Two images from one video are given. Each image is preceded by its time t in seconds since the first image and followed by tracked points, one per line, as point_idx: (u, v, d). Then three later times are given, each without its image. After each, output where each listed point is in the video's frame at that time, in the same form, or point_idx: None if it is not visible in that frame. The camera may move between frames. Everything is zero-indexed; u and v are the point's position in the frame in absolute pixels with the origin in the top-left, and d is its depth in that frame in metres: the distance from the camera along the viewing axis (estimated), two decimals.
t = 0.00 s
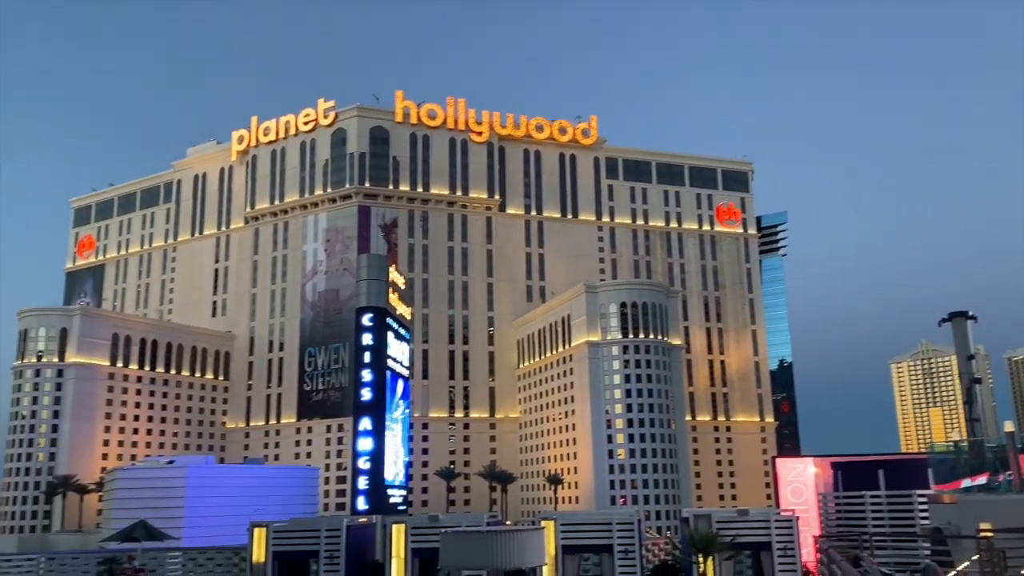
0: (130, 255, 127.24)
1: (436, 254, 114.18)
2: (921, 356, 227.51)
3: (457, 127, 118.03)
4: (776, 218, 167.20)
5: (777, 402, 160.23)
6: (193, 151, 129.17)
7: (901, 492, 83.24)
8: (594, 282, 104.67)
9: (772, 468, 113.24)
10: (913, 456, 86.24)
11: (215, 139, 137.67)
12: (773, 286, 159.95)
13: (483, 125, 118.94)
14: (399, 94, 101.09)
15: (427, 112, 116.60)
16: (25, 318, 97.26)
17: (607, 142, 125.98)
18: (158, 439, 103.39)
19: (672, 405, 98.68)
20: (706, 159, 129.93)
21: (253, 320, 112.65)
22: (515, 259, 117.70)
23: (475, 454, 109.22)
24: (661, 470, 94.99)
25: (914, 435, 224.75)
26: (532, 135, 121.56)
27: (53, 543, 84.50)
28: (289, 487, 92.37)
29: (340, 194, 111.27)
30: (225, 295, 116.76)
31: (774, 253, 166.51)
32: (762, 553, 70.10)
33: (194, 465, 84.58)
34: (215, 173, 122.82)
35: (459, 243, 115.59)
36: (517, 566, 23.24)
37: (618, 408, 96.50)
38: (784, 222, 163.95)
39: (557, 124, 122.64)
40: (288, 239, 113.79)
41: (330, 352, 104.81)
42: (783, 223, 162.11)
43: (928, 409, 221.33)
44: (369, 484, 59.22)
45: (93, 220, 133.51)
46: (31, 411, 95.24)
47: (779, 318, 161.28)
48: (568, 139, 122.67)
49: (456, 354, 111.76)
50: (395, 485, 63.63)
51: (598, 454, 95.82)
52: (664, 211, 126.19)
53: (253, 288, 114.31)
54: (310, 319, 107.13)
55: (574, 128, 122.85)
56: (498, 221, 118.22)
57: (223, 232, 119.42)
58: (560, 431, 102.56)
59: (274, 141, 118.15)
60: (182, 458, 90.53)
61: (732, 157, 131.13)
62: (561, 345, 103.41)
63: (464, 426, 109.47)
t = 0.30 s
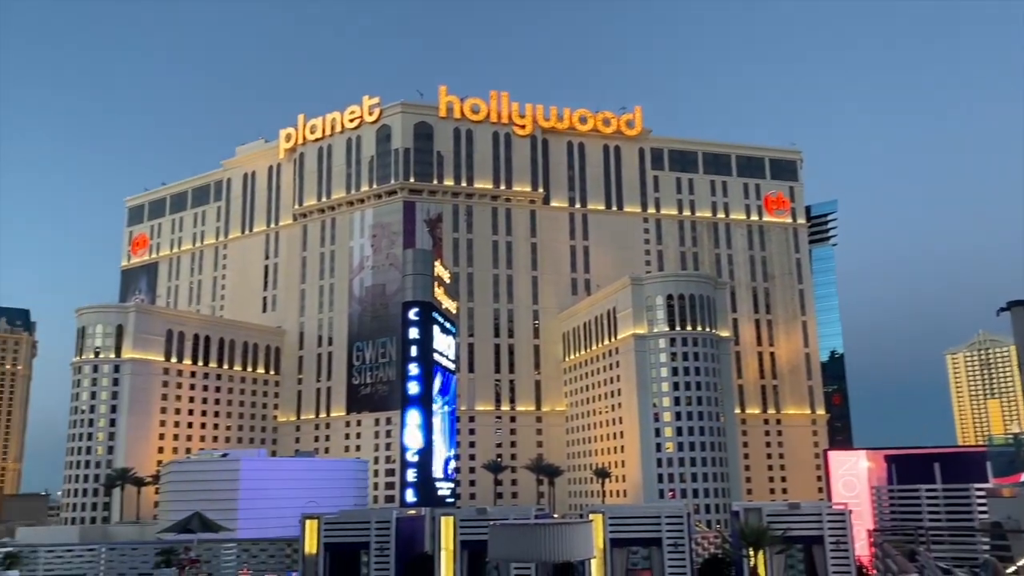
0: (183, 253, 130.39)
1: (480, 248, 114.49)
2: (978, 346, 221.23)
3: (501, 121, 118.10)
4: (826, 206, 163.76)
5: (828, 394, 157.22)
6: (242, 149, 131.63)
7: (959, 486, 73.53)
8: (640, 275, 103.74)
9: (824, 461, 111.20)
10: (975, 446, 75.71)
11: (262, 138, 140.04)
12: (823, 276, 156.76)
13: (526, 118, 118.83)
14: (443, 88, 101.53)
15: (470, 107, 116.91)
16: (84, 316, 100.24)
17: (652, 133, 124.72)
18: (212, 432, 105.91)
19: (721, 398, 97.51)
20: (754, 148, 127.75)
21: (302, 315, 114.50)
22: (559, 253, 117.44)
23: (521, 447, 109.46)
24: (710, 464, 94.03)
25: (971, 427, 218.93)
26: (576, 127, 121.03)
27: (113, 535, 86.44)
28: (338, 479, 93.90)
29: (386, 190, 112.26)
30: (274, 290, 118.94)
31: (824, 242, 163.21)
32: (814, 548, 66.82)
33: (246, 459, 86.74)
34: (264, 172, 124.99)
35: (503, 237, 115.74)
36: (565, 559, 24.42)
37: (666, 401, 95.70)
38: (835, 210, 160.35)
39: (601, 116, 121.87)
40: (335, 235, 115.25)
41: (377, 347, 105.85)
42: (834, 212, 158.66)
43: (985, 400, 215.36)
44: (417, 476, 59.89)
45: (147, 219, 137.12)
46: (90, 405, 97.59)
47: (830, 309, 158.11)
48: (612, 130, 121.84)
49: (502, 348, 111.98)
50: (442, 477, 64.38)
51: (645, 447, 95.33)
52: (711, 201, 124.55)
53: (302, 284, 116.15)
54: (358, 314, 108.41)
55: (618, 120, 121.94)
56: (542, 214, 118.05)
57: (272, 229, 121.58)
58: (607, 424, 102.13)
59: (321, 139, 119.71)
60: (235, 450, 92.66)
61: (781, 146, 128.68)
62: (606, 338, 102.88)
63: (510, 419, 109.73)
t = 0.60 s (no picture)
0: (236, 250, 132.81)
1: (527, 241, 114.38)
2: None
3: (546, 114, 117.77)
4: (880, 195, 160.12)
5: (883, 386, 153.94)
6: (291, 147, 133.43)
7: None
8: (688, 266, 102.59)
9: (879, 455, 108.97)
10: None
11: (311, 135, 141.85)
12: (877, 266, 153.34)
13: (571, 111, 118.27)
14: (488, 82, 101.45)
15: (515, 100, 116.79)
16: (141, 313, 102.68)
17: (700, 123, 123.19)
18: (266, 426, 107.87)
19: (772, 391, 96.10)
20: (805, 136, 125.37)
21: (352, 309, 115.80)
22: (606, 245, 116.76)
23: (570, 440, 109.28)
24: (762, 457, 92.82)
25: None
26: (622, 118, 120.17)
27: (171, 526, 88.43)
28: (388, 472, 94.54)
29: (432, 185, 112.79)
30: (325, 286, 120.59)
31: (878, 231, 159.66)
32: (870, 542, 62.93)
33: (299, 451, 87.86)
34: (313, 169, 126.62)
35: (550, 231, 115.45)
36: (615, 550, 31.13)
37: (716, 394, 94.63)
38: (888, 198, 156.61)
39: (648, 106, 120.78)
40: (383, 231, 116.20)
41: (426, 341, 106.56)
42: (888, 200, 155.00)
43: None
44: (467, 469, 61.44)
45: (200, 217, 140.07)
46: (149, 399, 100.22)
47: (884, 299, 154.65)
48: (659, 120, 120.62)
49: (549, 341, 111.86)
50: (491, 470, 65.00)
51: (695, 441, 94.55)
52: (761, 190, 122.62)
53: (352, 279, 117.38)
54: (406, 309, 109.09)
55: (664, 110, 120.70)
56: (589, 206, 117.39)
57: (322, 226, 123.11)
58: (656, 417, 101.45)
59: (368, 135, 120.73)
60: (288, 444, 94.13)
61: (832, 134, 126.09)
62: (655, 330, 102.11)
63: (558, 413, 109.64)
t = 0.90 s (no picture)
0: (288, 246, 134.90)
1: (576, 233, 114.00)
2: None
3: (594, 105, 117.14)
4: (938, 181, 155.92)
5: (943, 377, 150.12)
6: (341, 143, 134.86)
7: None
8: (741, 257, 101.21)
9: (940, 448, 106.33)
10: None
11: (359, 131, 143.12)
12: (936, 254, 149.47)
13: (619, 101, 117.43)
14: (536, 74, 101.25)
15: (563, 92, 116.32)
16: (198, 308, 104.95)
17: (751, 111, 121.38)
18: (320, 418, 109.48)
19: (828, 383, 94.42)
20: (860, 122, 122.64)
21: (402, 303, 116.69)
22: (656, 237, 115.79)
23: (621, 433, 108.87)
24: (818, 450, 91.33)
25: None
26: (671, 108, 118.99)
27: (230, 517, 90.16)
28: (440, 464, 95.45)
29: (480, 179, 113.05)
30: (375, 280, 121.79)
31: (936, 219, 155.59)
32: (930, 537, 60.27)
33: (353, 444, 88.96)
34: (362, 165, 127.90)
35: (598, 223, 114.86)
36: (670, 544, 26.92)
37: (770, 386, 93.33)
38: (947, 184, 152.43)
39: (697, 95, 119.40)
40: (432, 225, 116.75)
41: (475, 334, 106.90)
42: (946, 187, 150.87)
43: None
44: (517, 462, 60.61)
45: (254, 214, 142.55)
46: (207, 393, 102.42)
47: (943, 288, 150.77)
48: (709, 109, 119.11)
49: (598, 334, 111.44)
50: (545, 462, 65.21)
51: (749, 433, 93.51)
52: (814, 178, 120.39)
53: (401, 273, 118.25)
54: (456, 302, 109.57)
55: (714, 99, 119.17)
56: (638, 197, 116.52)
57: (372, 221, 124.28)
58: (709, 410, 100.49)
59: (416, 131, 121.44)
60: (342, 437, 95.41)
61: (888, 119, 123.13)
62: (707, 322, 100.98)
63: (609, 406, 109.26)
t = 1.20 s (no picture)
0: (341, 240, 136.66)
1: (626, 224, 113.30)
2: None
3: (644, 94, 116.09)
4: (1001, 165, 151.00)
5: (1008, 366, 145.80)
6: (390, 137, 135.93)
7: None
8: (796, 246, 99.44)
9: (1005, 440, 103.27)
10: None
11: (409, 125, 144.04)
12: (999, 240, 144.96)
13: (670, 90, 116.18)
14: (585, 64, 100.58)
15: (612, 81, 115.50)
16: (255, 302, 106.95)
17: (805, 97, 119.06)
18: (374, 410, 110.89)
19: (887, 373, 92.32)
20: (919, 106, 119.42)
21: (453, 296, 117.39)
22: (709, 226, 114.47)
23: (674, 425, 108.03)
24: (877, 442, 89.40)
25: None
26: (722, 95, 117.34)
27: (288, 507, 91.69)
28: (492, 455, 96.05)
29: (529, 170, 112.95)
30: (426, 273, 122.71)
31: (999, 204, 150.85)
32: (996, 531, 55.35)
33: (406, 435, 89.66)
34: (412, 159, 128.77)
35: (649, 213, 113.95)
36: (726, 537, 22.90)
37: (827, 377, 91.62)
38: (1011, 168, 147.53)
39: (749, 82, 117.51)
40: (481, 217, 117.07)
41: (526, 326, 106.93)
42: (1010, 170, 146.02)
43: None
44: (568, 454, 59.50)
45: (306, 209, 144.66)
46: (264, 385, 104.26)
47: (1006, 275, 146.25)
48: (761, 96, 117.10)
49: (650, 325, 110.70)
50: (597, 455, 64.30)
51: (805, 425, 91.97)
52: (871, 164, 117.64)
53: (452, 266, 118.97)
54: (506, 294, 109.69)
55: (767, 85, 117.13)
56: (690, 186, 115.24)
57: (422, 215, 125.16)
58: (764, 401, 99.08)
59: (465, 124, 121.74)
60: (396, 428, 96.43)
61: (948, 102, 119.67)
62: (762, 312, 99.48)
63: (662, 398, 108.54)
